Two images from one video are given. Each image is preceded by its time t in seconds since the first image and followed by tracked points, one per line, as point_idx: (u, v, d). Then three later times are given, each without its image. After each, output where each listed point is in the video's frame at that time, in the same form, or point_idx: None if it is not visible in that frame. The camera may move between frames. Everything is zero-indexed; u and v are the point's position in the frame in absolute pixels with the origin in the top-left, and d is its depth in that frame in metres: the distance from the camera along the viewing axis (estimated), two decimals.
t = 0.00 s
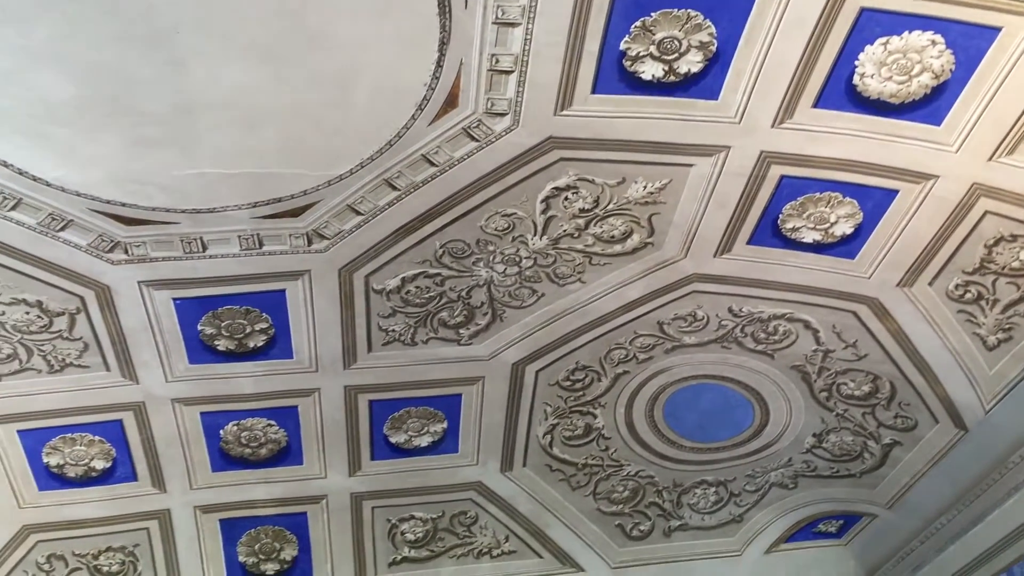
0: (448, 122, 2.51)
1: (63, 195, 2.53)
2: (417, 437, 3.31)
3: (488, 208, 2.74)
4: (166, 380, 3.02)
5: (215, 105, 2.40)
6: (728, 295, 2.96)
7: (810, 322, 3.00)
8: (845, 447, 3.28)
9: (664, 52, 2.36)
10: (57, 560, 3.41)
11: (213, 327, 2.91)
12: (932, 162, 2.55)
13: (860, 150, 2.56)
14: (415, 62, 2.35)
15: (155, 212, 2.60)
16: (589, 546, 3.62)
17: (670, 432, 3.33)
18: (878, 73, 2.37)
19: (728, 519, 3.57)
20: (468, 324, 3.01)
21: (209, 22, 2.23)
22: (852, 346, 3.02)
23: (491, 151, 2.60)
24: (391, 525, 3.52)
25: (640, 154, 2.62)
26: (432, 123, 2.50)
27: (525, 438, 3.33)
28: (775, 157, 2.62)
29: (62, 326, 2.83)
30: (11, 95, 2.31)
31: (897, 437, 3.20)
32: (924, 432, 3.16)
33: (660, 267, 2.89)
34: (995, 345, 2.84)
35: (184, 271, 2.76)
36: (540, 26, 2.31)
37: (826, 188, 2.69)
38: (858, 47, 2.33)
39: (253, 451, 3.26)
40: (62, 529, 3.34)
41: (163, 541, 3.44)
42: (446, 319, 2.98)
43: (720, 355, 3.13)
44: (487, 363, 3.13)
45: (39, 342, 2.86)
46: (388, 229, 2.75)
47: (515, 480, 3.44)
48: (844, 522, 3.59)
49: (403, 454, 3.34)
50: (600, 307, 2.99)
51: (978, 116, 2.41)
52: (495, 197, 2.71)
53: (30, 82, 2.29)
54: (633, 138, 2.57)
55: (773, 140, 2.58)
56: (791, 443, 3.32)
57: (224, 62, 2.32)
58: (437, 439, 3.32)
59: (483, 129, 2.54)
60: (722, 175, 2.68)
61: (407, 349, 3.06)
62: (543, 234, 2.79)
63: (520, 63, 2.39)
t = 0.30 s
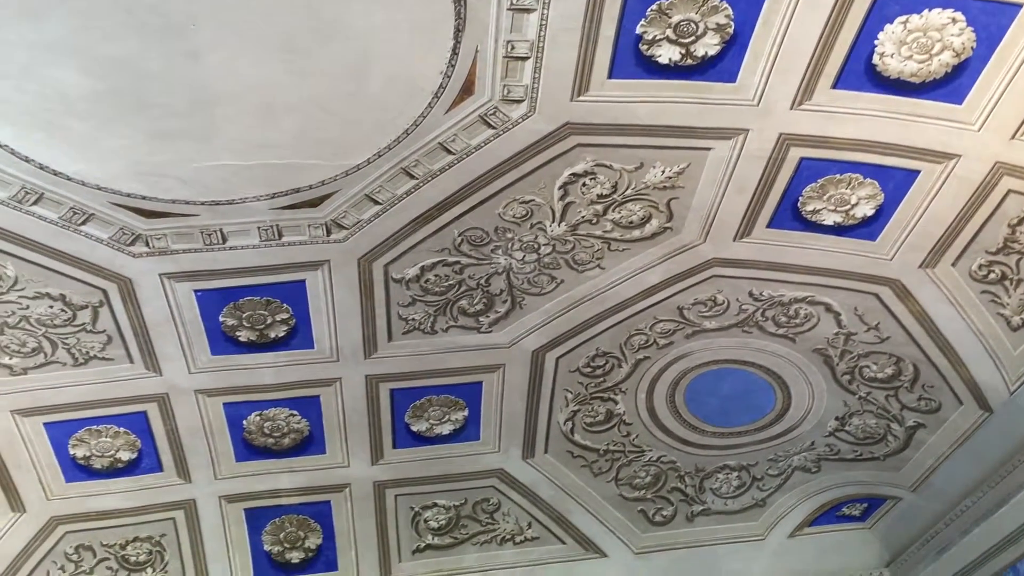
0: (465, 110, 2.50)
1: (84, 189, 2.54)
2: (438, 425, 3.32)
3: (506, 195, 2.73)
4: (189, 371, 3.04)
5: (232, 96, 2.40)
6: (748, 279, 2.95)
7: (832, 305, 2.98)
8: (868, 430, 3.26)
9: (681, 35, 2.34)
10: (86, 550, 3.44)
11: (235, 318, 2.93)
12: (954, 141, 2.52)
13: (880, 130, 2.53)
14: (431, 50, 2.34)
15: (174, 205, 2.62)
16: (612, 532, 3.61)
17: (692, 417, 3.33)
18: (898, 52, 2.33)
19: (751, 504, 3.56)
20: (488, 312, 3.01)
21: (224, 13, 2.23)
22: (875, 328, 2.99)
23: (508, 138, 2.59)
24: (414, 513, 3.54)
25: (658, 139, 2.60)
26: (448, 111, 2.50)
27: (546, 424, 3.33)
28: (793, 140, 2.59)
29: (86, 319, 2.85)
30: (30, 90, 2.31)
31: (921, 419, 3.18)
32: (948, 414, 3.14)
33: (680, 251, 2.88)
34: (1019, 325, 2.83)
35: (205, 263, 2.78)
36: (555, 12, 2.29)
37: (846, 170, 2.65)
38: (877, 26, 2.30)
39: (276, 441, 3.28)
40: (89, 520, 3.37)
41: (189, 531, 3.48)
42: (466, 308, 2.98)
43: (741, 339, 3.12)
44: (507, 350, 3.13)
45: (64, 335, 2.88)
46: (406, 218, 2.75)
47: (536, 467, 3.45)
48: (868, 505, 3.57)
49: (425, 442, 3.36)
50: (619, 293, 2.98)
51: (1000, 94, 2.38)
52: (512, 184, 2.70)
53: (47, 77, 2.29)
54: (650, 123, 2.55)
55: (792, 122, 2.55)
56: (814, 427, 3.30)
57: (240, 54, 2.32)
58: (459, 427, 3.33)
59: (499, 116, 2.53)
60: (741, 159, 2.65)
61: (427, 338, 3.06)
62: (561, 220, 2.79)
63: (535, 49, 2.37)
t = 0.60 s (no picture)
0: (485, 100, 2.50)
1: (108, 183, 2.56)
2: (461, 414, 3.33)
3: (527, 184, 2.73)
4: (214, 363, 3.07)
5: (253, 89, 2.41)
6: (771, 266, 2.93)
7: (855, 291, 2.96)
8: (893, 417, 3.24)
9: (701, 21, 2.32)
10: (115, 540, 3.47)
11: (259, 310, 2.95)
12: (979, 124, 2.49)
13: (904, 115, 2.50)
14: (450, 39, 2.34)
15: (198, 197, 2.63)
16: (635, 520, 3.61)
17: (715, 405, 3.32)
18: (922, 35, 2.30)
19: (775, 491, 3.56)
20: (510, 302, 3.02)
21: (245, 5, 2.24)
22: (899, 314, 2.97)
23: (528, 127, 2.59)
24: (438, 503, 3.55)
25: (679, 126, 2.59)
26: (468, 100, 2.49)
27: (569, 413, 3.33)
28: (815, 125, 2.57)
29: (112, 312, 2.88)
30: (53, 86, 2.32)
31: (947, 405, 3.16)
32: (974, 399, 3.12)
33: (701, 239, 2.87)
34: None
35: (228, 255, 2.80)
36: None
37: (869, 154, 2.63)
38: (900, 8, 2.27)
39: (301, 431, 3.30)
40: (118, 510, 3.40)
41: (216, 521, 3.51)
42: (488, 297, 2.99)
43: (764, 326, 3.11)
44: (530, 339, 3.13)
45: (90, 328, 2.91)
46: (428, 208, 2.75)
47: (559, 456, 3.45)
48: (894, 492, 3.55)
49: (448, 431, 3.37)
50: (641, 281, 2.98)
51: None
52: (533, 173, 2.70)
53: (70, 73, 2.31)
54: (670, 110, 2.54)
55: (815, 107, 2.53)
56: (838, 413, 3.29)
57: (261, 46, 2.32)
58: (482, 416, 3.34)
59: (520, 105, 2.53)
60: (763, 145, 2.64)
61: (449, 328, 3.07)
62: (582, 209, 2.78)
63: (555, 37, 2.36)
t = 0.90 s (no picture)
0: (510, 90, 2.50)
1: (139, 177, 2.59)
2: (489, 404, 3.34)
3: (553, 174, 2.72)
4: (244, 355, 3.10)
5: (280, 82, 2.42)
6: (799, 253, 2.91)
7: (885, 278, 2.93)
8: (925, 404, 3.22)
9: (727, 7, 2.30)
10: (149, 531, 3.51)
11: (287, 302, 2.97)
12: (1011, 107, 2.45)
13: (935, 99, 2.47)
14: (475, 28, 2.33)
15: (227, 191, 2.65)
16: (664, 509, 3.61)
17: (743, 393, 3.31)
18: (952, 17, 2.27)
19: (805, 480, 3.54)
20: (537, 291, 3.02)
21: None
22: (931, 301, 2.95)
23: (554, 117, 2.58)
24: (467, 492, 3.57)
25: (706, 114, 2.57)
26: (494, 91, 2.49)
27: (596, 403, 3.34)
28: (844, 110, 2.55)
29: (143, 305, 2.91)
30: (83, 82, 2.34)
31: (980, 392, 3.13)
32: (1008, 386, 3.10)
33: (728, 227, 2.86)
34: None
35: (257, 247, 2.82)
36: None
37: (899, 140, 2.60)
38: None
39: (330, 422, 3.33)
40: (151, 502, 3.45)
41: (247, 511, 3.55)
42: (515, 287, 2.99)
43: (793, 314, 3.09)
44: (557, 329, 3.13)
45: (123, 321, 2.95)
46: (454, 198, 2.76)
47: (587, 445, 3.46)
48: (925, 480, 3.52)
49: (477, 421, 3.38)
50: (668, 270, 2.97)
51: None
52: (559, 163, 2.70)
53: (99, 69, 2.33)
54: (696, 97, 2.53)
55: (843, 92, 2.50)
56: (868, 401, 3.27)
57: (287, 39, 2.33)
58: (509, 406, 3.35)
59: (545, 95, 2.52)
60: (790, 131, 2.61)
61: (476, 318, 3.08)
62: (608, 198, 2.78)
63: (579, 26, 2.36)
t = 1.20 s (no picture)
0: (539, 77, 2.49)
1: (174, 171, 2.62)
2: (522, 392, 3.35)
3: (584, 161, 2.72)
4: (279, 345, 3.13)
5: (311, 74, 2.44)
6: (834, 237, 2.89)
7: (921, 260, 2.90)
8: (963, 387, 3.20)
9: None
10: (189, 519, 3.57)
11: (321, 293, 2.99)
12: None
13: (972, 79, 2.43)
14: (504, 16, 2.33)
15: (260, 183, 2.67)
16: (700, 496, 3.60)
17: (777, 378, 3.29)
18: None
19: (841, 465, 3.52)
20: (569, 279, 3.02)
21: None
22: (969, 283, 2.92)
23: (584, 103, 2.57)
24: (501, 480, 3.59)
25: (739, 98, 2.55)
26: (524, 79, 2.49)
27: (630, 389, 3.34)
28: (879, 92, 2.52)
29: (180, 298, 2.95)
30: (118, 78, 2.37)
31: (1019, 374, 3.11)
32: None
33: (761, 211, 2.84)
34: None
35: (291, 239, 2.84)
36: None
37: (935, 120, 2.57)
38: None
39: (365, 411, 3.36)
40: (190, 491, 3.50)
41: (285, 500, 3.59)
42: (547, 275, 2.99)
43: (828, 298, 3.07)
44: (589, 316, 3.13)
45: (160, 313, 2.99)
46: (485, 187, 2.76)
47: (621, 432, 3.46)
48: (964, 464, 3.50)
49: (511, 409, 3.39)
50: (701, 255, 2.96)
51: None
52: (591, 149, 2.69)
53: (133, 64, 2.35)
54: (727, 81, 2.50)
55: (878, 73, 2.47)
56: (905, 385, 3.24)
57: (317, 31, 2.34)
58: (543, 394, 3.36)
59: (575, 81, 2.51)
60: (824, 113, 2.59)
61: (509, 306, 3.09)
62: (640, 184, 2.77)
63: (609, 12, 2.34)
